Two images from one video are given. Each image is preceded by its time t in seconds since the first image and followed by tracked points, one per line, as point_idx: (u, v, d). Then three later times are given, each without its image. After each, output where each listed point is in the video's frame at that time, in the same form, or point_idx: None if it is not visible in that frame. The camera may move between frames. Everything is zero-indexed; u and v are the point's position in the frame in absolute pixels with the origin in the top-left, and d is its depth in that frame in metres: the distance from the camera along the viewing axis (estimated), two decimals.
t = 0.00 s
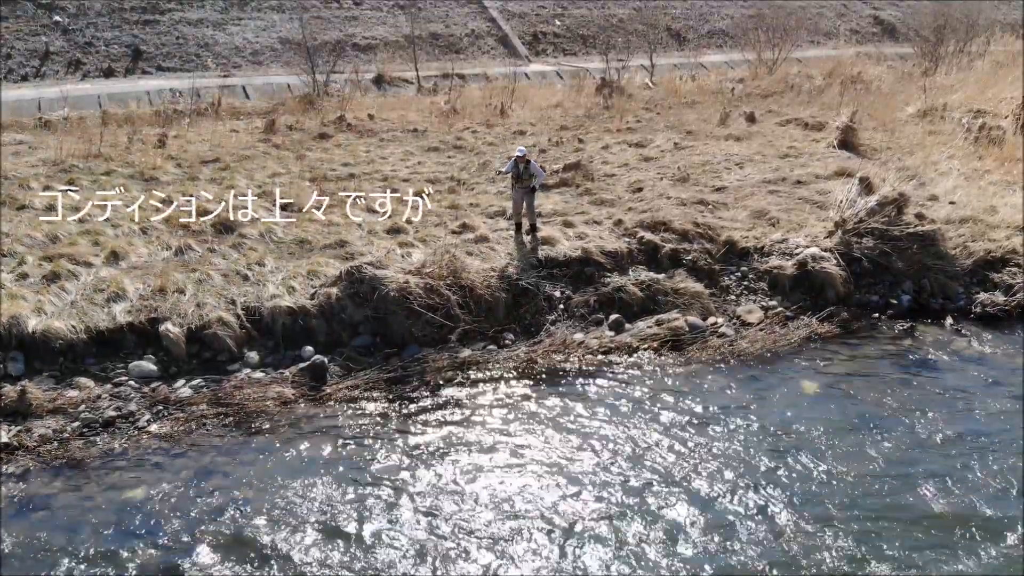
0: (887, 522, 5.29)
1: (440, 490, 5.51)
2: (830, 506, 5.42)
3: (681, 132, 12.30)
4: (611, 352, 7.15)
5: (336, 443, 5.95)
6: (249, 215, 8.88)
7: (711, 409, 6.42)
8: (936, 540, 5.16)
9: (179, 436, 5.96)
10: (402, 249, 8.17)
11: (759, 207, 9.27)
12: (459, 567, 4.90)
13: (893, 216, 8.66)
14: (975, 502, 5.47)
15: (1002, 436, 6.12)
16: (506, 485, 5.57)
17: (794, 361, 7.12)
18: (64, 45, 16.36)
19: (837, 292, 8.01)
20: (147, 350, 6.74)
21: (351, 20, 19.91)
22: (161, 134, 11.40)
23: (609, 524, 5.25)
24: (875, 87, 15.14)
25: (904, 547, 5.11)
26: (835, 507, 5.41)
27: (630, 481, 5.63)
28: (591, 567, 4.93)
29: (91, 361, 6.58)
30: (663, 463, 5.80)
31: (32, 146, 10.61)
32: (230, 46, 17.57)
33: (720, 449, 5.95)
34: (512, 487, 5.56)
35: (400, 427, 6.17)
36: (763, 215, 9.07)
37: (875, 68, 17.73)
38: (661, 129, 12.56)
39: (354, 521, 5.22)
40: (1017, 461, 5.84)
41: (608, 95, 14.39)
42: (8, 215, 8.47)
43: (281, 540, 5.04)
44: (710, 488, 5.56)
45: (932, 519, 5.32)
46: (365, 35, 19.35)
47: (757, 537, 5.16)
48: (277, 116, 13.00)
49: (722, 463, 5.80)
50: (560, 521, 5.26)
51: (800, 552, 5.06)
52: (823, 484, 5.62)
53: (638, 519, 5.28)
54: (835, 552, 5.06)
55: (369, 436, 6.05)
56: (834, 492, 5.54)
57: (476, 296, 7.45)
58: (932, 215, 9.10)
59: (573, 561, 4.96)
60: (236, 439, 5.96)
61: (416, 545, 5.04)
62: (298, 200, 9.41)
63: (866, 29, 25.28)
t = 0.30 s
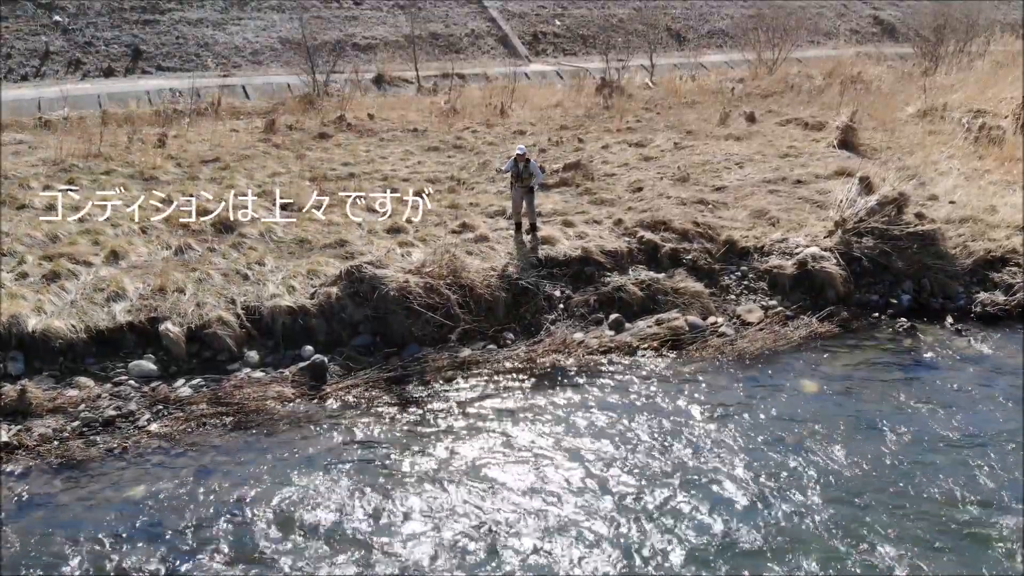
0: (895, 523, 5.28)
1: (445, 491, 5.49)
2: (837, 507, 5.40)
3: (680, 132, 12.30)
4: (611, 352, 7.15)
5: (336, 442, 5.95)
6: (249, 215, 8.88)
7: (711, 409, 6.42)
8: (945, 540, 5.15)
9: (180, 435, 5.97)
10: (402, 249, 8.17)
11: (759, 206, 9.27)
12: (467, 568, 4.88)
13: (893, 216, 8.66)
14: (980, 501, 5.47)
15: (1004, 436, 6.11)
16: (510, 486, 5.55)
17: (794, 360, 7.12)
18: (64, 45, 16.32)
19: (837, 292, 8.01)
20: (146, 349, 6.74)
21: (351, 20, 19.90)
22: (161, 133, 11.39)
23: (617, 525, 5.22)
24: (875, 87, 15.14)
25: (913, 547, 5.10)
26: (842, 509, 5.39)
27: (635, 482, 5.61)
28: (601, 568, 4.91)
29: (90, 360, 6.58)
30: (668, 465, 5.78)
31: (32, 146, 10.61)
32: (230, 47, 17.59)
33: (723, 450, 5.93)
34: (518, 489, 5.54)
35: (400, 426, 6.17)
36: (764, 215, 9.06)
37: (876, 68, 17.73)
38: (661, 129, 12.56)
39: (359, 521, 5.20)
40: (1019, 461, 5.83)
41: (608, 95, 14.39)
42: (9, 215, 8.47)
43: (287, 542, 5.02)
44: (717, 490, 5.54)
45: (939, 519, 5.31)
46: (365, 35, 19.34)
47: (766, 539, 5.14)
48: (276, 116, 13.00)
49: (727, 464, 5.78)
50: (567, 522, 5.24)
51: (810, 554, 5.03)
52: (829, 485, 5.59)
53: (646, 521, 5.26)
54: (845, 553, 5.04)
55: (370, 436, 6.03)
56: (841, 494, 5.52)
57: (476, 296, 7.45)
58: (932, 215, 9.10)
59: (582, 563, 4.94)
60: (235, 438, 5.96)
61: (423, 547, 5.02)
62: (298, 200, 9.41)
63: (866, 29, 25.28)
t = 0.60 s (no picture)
0: (901, 524, 5.27)
1: (449, 494, 5.47)
2: (849, 512, 5.36)
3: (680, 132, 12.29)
4: (611, 351, 7.15)
5: (336, 442, 5.95)
6: (249, 215, 8.87)
7: (711, 408, 6.42)
8: (956, 543, 5.13)
9: (181, 434, 5.96)
10: (402, 248, 8.17)
11: (760, 206, 9.27)
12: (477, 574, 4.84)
13: (893, 216, 8.66)
14: (987, 502, 5.46)
15: (1004, 435, 6.11)
16: (515, 489, 5.52)
17: (794, 360, 7.12)
18: (64, 44, 16.30)
19: (837, 291, 8.01)
20: (147, 348, 6.74)
21: (351, 20, 19.90)
22: (161, 133, 11.38)
23: (627, 530, 5.19)
24: (875, 87, 15.13)
25: (928, 551, 5.07)
26: (854, 513, 5.35)
27: (642, 485, 5.57)
28: (610, 572, 4.88)
29: (90, 359, 6.58)
30: (675, 468, 5.74)
31: (32, 146, 10.60)
32: (230, 47, 17.61)
33: (728, 453, 5.90)
34: (524, 491, 5.50)
35: (401, 425, 6.17)
36: (765, 215, 9.06)
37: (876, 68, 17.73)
38: (661, 128, 12.56)
39: (363, 526, 5.16)
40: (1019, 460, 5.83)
41: (608, 95, 14.38)
42: (9, 214, 8.47)
43: (292, 547, 4.97)
44: (720, 490, 5.53)
45: (943, 519, 5.31)
46: (365, 35, 19.34)
47: (780, 546, 5.09)
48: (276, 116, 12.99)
49: (733, 468, 5.74)
50: (574, 525, 5.21)
51: (825, 562, 4.99)
52: (838, 490, 5.55)
53: (657, 526, 5.22)
54: (857, 557, 5.02)
55: (368, 437, 6.01)
56: (851, 499, 5.47)
57: (476, 295, 7.44)
58: (932, 215, 9.10)
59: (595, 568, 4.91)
60: (236, 438, 5.95)
61: (432, 552, 4.98)
62: (298, 199, 9.40)
63: (866, 29, 25.28)
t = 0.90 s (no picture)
0: (903, 522, 5.27)
1: (451, 491, 5.47)
2: (857, 514, 5.33)
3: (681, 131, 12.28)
4: (611, 350, 7.14)
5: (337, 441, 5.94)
6: (249, 214, 8.86)
7: (712, 407, 6.41)
8: (958, 540, 5.14)
9: (181, 433, 5.96)
10: (402, 247, 8.16)
11: (761, 205, 9.26)
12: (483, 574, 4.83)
13: (894, 215, 8.65)
14: (992, 501, 5.45)
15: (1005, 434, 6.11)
16: (517, 488, 5.51)
17: (795, 359, 7.12)
18: (64, 44, 16.29)
19: (838, 290, 8.01)
20: (147, 347, 6.74)
21: (351, 19, 19.89)
22: (161, 133, 11.38)
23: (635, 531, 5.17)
24: (875, 87, 15.11)
25: (932, 549, 5.07)
26: (858, 513, 5.34)
27: (646, 485, 5.56)
28: (613, 569, 4.89)
29: (90, 359, 6.58)
30: (677, 468, 5.73)
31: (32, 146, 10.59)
32: (230, 47, 17.61)
33: (731, 454, 5.87)
34: (528, 492, 5.48)
35: (401, 425, 6.16)
36: (765, 214, 9.05)
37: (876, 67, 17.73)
38: (661, 128, 12.56)
39: (365, 525, 5.16)
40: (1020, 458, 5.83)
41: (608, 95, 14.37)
42: (9, 214, 8.47)
43: (295, 546, 4.98)
44: (721, 488, 5.53)
45: (945, 517, 5.31)
46: (365, 35, 19.33)
47: (791, 549, 5.06)
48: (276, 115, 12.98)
49: (737, 471, 5.70)
50: (577, 522, 5.22)
51: (837, 565, 4.95)
52: (842, 489, 5.54)
53: (666, 528, 5.19)
54: (859, 555, 5.03)
55: (368, 437, 6.00)
56: (853, 496, 5.48)
57: (476, 294, 7.44)
58: (933, 215, 9.09)
59: (599, 566, 4.91)
60: (235, 437, 5.95)
61: (435, 551, 4.97)
62: (298, 198, 9.40)
63: (866, 29, 25.26)
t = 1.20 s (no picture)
0: (906, 520, 5.28)
1: (454, 490, 5.48)
2: (864, 514, 5.32)
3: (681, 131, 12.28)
4: (612, 350, 7.14)
5: (338, 440, 5.94)
6: (249, 214, 8.85)
7: (712, 406, 6.41)
8: (961, 539, 5.14)
9: (182, 433, 5.96)
10: (402, 247, 8.16)
11: (761, 205, 9.25)
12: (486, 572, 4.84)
13: (894, 215, 8.65)
14: (996, 499, 5.45)
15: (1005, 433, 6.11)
16: (519, 487, 5.51)
17: (796, 359, 7.11)
18: (64, 44, 16.30)
19: (838, 290, 8.00)
20: (147, 347, 6.73)
21: (351, 19, 19.88)
22: (161, 133, 11.37)
23: (643, 531, 5.16)
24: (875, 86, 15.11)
25: (934, 548, 5.07)
26: (861, 511, 5.34)
27: (648, 483, 5.56)
28: (616, 567, 4.90)
29: (89, 358, 6.57)
30: (678, 466, 5.73)
31: (32, 146, 10.58)
32: (230, 46, 17.60)
33: (733, 454, 5.86)
34: (530, 491, 5.48)
35: (401, 424, 6.16)
36: (766, 214, 9.04)
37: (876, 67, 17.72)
38: (661, 128, 12.56)
39: (368, 523, 5.16)
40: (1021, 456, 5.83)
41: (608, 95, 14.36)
42: (9, 213, 8.46)
43: (296, 544, 4.98)
44: (723, 488, 5.53)
45: (947, 515, 5.32)
46: (365, 34, 19.33)
47: (797, 550, 5.05)
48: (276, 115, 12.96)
49: (739, 470, 5.70)
50: (580, 520, 5.23)
51: (839, 564, 4.96)
52: (844, 488, 5.54)
53: (669, 527, 5.20)
54: (862, 554, 5.03)
55: (368, 436, 6.00)
56: (856, 495, 5.48)
57: (476, 294, 7.43)
58: (933, 214, 9.09)
59: (602, 564, 4.92)
60: (235, 437, 5.94)
61: (438, 549, 4.98)
62: (298, 198, 9.39)
63: (866, 29, 25.25)
